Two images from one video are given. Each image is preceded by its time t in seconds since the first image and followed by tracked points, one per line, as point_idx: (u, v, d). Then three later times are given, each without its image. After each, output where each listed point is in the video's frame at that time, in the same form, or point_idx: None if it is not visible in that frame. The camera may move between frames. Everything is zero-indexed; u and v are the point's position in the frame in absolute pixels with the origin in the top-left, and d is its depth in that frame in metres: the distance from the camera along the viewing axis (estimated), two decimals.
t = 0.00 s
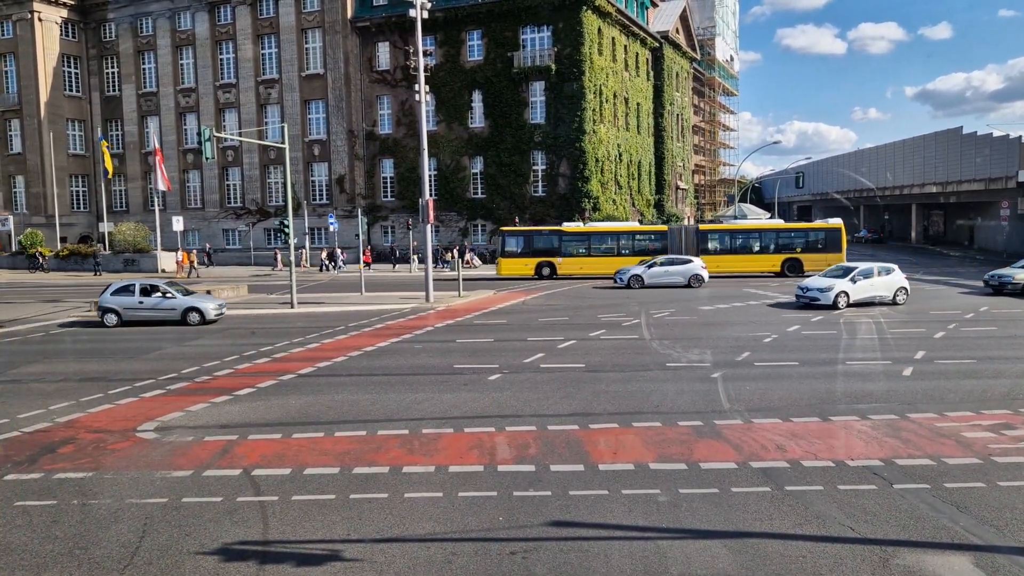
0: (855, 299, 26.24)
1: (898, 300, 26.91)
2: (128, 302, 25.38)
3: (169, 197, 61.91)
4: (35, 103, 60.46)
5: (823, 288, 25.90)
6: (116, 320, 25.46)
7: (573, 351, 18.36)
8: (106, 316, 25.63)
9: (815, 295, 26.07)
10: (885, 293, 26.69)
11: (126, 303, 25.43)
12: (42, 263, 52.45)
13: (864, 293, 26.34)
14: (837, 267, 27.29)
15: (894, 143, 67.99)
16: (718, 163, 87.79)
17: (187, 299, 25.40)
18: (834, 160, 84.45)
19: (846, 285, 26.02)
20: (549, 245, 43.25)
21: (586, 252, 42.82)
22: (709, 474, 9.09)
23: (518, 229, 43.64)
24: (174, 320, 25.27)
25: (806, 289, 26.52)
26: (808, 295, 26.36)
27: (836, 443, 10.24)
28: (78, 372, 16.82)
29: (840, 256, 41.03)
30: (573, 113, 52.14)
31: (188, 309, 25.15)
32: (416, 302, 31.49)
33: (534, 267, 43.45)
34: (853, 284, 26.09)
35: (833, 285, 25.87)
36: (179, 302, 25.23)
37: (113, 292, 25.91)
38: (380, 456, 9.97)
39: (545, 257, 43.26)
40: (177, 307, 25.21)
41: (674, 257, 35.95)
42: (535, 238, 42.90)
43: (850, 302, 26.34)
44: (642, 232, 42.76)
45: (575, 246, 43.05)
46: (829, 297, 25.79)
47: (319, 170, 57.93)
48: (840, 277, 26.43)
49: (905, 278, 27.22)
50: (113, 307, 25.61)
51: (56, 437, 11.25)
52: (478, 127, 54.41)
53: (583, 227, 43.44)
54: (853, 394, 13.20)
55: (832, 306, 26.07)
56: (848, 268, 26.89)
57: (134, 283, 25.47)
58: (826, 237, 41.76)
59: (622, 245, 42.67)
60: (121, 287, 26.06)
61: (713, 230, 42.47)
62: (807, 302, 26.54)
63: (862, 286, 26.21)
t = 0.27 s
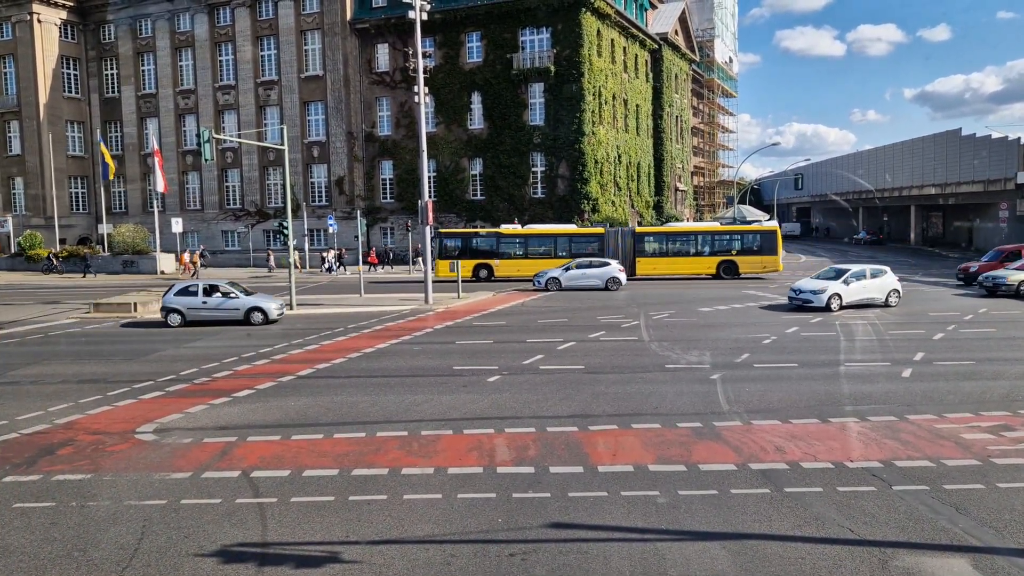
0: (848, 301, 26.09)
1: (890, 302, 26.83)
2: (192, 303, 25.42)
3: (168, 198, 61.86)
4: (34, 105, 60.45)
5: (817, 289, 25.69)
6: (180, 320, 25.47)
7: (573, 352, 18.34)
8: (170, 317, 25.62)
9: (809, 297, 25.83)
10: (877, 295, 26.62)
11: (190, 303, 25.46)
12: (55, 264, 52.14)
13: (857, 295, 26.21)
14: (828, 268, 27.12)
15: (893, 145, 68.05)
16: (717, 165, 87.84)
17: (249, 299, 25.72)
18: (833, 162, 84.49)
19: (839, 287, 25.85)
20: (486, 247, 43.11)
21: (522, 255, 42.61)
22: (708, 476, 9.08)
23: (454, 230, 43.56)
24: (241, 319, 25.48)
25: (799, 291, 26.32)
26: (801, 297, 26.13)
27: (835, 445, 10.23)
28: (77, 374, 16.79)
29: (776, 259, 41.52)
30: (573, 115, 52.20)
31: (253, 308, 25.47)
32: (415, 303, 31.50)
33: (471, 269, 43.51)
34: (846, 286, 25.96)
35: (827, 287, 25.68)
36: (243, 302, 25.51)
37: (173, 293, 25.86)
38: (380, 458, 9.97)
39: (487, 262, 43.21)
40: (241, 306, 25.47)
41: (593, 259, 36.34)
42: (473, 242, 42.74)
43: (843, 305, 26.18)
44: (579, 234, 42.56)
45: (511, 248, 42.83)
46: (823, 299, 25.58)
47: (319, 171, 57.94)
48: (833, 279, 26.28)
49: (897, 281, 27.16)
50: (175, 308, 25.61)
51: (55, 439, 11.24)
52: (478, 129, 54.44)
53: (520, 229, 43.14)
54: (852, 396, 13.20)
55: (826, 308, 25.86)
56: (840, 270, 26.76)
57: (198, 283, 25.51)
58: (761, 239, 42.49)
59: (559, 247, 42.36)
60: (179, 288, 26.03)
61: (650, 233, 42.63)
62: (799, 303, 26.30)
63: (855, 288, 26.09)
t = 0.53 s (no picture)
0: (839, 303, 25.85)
1: (881, 303, 26.68)
2: (254, 302, 25.70)
3: (168, 199, 61.83)
4: (34, 106, 60.46)
5: (808, 291, 25.40)
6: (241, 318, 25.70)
7: (573, 353, 18.32)
8: (229, 315, 25.81)
9: (800, 299, 25.51)
10: (869, 297, 26.49)
11: (252, 302, 25.74)
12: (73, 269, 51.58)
13: (849, 297, 26.04)
14: (817, 272, 26.91)
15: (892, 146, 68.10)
16: (717, 166, 87.84)
17: (310, 299, 25.92)
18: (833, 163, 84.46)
19: (830, 289, 25.61)
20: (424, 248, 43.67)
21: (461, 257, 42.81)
22: (708, 477, 9.08)
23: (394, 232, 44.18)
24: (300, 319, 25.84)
25: (790, 293, 25.95)
26: (791, 299, 25.77)
27: (834, 446, 10.22)
28: (76, 374, 16.79)
29: (714, 260, 41.98)
30: (573, 116, 52.22)
31: (313, 307, 25.63)
32: (415, 304, 31.50)
33: (411, 270, 44.09)
34: (837, 287, 25.76)
35: (818, 288, 25.41)
36: (303, 301, 25.70)
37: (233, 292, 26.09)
38: (379, 459, 9.96)
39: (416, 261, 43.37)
40: (301, 306, 25.65)
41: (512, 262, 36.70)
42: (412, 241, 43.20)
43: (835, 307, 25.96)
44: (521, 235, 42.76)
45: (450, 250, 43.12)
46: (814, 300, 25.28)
47: (319, 172, 57.96)
48: (824, 281, 26.07)
49: (887, 282, 27.13)
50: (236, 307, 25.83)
51: (55, 440, 11.25)
52: (478, 130, 54.46)
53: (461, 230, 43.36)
54: (852, 397, 13.18)
55: (817, 310, 25.55)
56: (830, 272, 26.57)
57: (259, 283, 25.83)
58: (697, 241, 42.78)
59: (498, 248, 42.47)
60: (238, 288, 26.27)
61: (589, 234, 42.21)
62: (790, 306, 25.95)
63: (847, 289, 25.91)
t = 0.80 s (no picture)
0: (829, 304, 25.71)
1: (870, 304, 26.51)
2: (314, 300, 25.88)
3: (168, 200, 61.84)
4: (34, 106, 60.48)
5: (797, 292, 25.24)
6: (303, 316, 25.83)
7: (573, 354, 18.33)
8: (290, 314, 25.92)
9: (790, 301, 25.32)
10: (858, 298, 26.35)
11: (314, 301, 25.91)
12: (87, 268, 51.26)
13: (838, 298, 25.85)
14: (805, 274, 26.77)
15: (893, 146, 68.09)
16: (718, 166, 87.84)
17: (369, 297, 26.19)
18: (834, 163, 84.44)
19: (819, 290, 25.47)
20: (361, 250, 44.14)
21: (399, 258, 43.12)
22: (708, 478, 9.07)
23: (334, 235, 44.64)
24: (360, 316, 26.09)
25: (780, 295, 25.70)
26: (781, 301, 25.52)
27: (834, 447, 10.21)
28: (76, 375, 16.81)
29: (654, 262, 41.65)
30: (573, 116, 52.21)
31: (374, 305, 25.89)
32: (415, 304, 31.51)
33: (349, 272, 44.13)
34: (827, 289, 25.59)
35: (807, 290, 25.27)
36: (363, 300, 25.94)
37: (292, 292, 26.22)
38: (380, 460, 9.96)
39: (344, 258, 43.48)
40: (361, 304, 25.93)
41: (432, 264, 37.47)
42: (347, 240, 43.68)
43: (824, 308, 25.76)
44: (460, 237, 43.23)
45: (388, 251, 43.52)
46: (803, 302, 25.13)
47: (319, 173, 57.96)
48: (813, 282, 25.92)
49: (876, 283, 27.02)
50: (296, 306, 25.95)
51: (55, 441, 11.25)
52: (478, 130, 54.46)
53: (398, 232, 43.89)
54: (853, 397, 13.19)
55: (807, 312, 25.38)
56: (818, 273, 26.44)
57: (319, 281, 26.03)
58: (637, 242, 42.56)
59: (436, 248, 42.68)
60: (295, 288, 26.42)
61: (528, 235, 42.51)
62: (780, 307, 25.70)
63: (836, 290, 25.77)
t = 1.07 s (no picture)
0: (816, 303, 25.26)
1: (854, 303, 26.19)
2: (372, 297, 26.18)
3: (168, 198, 61.82)
4: (34, 105, 60.44)
5: (784, 292, 24.72)
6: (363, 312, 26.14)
7: (573, 352, 18.35)
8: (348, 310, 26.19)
9: (777, 300, 24.74)
10: (843, 297, 26.00)
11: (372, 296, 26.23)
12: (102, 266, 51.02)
13: (825, 297, 25.48)
14: (790, 274, 26.31)
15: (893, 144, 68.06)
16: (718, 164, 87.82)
17: (426, 293, 26.56)
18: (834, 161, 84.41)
19: (807, 289, 24.99)
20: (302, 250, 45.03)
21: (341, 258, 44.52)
22: (710, 476, 9.07)
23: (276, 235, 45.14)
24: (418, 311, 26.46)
25: (767, 294, 25.12)
26: (768, 300, 24.95)
27: (836, 445, 10.21)
28: (77, 374, 16.81)
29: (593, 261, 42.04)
30: (573, 114, 52.19)
31: (432, 302, 26.31)
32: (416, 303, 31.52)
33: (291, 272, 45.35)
34: (814, 288, 25.18)
35: (795, 290, 24.77)
36: (421, 296, 26.32)
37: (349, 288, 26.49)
38: (380, 458, 9.97)
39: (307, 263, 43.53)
40: (419, 300, 26.31)
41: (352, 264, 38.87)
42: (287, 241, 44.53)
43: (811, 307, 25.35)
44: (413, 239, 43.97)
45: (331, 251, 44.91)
46: (791, 301, 24.61)
47: (319, 171, 57.90)
48: (799, 281, 25.46)
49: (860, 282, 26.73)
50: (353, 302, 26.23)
51: (55, 440, 11.25)
52: (478, 129, 54.42)
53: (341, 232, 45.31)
54: (853, 395, 13.20)
55: (794, 311, 24.86)
56: (804, 273, 26.00)
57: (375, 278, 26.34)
58: (577, 243, 42.85)
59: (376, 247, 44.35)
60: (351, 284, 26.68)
61: (468, 234, 42.72)
62: (766, 307, 25.15)
63: (822, 290, 25.35)
